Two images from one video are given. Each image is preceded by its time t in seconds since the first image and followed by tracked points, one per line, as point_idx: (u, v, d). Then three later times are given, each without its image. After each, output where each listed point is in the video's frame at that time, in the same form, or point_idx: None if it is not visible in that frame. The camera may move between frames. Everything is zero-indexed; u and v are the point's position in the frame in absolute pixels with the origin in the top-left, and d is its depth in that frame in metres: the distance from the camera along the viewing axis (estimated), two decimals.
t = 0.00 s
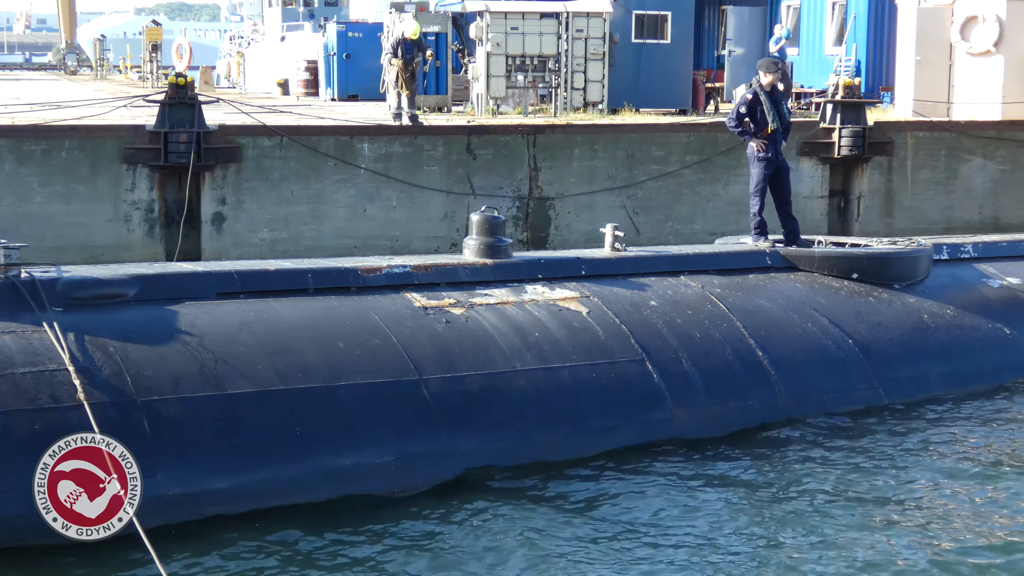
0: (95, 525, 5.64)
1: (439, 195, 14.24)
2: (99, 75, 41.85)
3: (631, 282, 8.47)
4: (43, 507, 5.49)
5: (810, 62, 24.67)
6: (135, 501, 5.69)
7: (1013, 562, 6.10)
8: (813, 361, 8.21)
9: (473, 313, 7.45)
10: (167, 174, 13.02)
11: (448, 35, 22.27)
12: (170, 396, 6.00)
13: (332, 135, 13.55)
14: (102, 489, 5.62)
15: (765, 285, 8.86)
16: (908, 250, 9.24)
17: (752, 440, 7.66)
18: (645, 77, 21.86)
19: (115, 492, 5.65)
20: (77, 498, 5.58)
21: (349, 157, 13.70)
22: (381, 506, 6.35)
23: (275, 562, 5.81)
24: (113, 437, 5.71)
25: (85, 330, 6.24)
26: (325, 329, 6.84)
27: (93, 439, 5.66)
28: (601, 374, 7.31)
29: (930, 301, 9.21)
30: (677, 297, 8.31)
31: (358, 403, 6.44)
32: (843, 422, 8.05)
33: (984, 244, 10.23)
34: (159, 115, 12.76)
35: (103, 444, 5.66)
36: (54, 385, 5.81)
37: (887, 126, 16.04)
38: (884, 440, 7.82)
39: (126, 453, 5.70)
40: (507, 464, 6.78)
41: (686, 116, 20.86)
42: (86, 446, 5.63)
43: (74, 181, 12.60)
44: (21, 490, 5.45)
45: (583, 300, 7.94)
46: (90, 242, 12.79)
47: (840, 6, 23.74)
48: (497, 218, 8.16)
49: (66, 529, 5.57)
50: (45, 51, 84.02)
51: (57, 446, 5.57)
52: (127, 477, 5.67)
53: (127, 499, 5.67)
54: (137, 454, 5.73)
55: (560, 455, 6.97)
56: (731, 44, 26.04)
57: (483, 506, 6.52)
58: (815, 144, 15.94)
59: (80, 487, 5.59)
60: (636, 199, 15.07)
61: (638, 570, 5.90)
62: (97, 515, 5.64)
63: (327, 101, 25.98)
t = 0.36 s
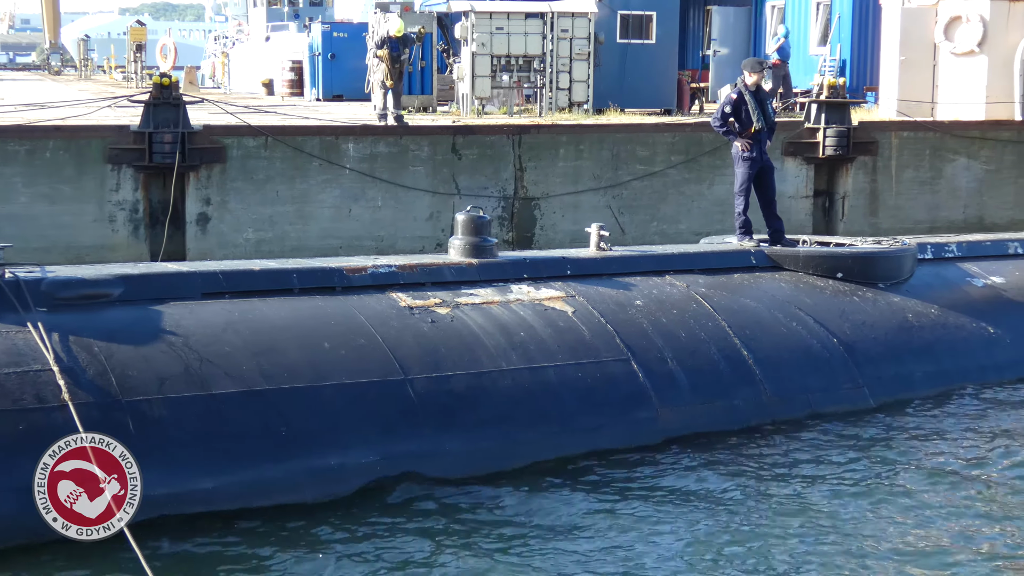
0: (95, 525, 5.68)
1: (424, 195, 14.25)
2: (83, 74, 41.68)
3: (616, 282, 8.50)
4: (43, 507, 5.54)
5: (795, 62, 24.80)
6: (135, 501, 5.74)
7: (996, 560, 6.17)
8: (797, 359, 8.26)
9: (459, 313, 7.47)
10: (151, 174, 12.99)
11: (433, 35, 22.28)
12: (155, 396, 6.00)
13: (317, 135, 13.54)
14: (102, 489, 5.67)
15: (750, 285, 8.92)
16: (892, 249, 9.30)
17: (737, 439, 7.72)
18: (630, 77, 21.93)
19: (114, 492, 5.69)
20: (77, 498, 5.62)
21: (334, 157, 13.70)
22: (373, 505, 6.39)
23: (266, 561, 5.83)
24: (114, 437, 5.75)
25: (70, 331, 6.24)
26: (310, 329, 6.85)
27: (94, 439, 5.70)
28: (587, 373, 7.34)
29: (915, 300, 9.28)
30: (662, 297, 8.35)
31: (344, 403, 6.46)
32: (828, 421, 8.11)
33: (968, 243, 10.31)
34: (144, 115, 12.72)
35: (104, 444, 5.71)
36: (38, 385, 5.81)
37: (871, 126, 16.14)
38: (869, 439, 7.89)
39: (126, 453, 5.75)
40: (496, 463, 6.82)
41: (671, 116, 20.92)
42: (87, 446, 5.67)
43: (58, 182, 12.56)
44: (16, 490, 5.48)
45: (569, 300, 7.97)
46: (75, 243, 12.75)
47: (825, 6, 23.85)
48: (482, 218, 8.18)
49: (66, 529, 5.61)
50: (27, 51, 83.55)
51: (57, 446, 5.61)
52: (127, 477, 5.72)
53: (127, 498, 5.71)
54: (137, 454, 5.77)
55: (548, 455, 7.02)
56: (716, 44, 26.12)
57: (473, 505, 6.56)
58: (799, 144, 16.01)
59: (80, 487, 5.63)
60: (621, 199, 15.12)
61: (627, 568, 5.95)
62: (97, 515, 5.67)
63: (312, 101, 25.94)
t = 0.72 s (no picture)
0: (96, 525, 5.71)
1: (409, 195, 14.26)
2: (66, 74, 41.48)
3: (602, 281, 8.53)
4: (43, 507, 5.56)
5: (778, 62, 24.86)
6: (135, 501, 5.77)
7: (982, 555, 6.23)
8: (782, 358, 8.31)
9: (444, 313, 7.49)
10: (136, 175, 12.95)
11: (418, 35, 22.27)
12: (140, 396, 6.00)
13: (302, 135, 13.53)
14: (102, 489, 5.69)
15: (735, 284, 8.97)
16: (877, 248, 9.36)
17: (724, 439, 7.77)
18: (616, 77, 21.97)
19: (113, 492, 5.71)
20: (77, 498, 5.64)
21: (319, 157, 13.69)
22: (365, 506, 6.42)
23: (259, 563, 5.85)
24: (114, 437, 5.79)
25: (54, 331, 6.23)
26: (296, 329, 6.86)
27: (94, 439, 5.74)
28: (572, 373, 7.37)
29: (899, 300, 9.34)
30: (648, 296, 8.39)
31: (330, 403, 6.46)
32: (813, 420, 8.17)
33: (952, 243, 10.39)
34: (128, 115, 12.67)
35: (104, 444, 5.74)
36: (23, 386, 5.80)
37: (856, 126, 16.23)
38: (855, 438, 7.95)
39: (126, 453, 5.78)
40: (486, 463, 6.86)
41: (657, 116, 20.98)
42: (87, 446, 5.70)
43: (43, 182, 12.51)
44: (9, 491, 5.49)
45: (554, 300, 8.00)
46: (59, 243, 12.71)
47: (809, 6, 23.97)
48: (468, 218, 8.20)
49: (66, 529, 5.64)
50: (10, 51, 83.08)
51: (57, 446, 5.63)
52: (127, 477, 5.75)
53: (127, 499, 5.75)
54: (137, 454, 5.80)
55: (537, 454, 7.06)
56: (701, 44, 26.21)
57: (465, 506, 6.59)
58: (784, 144, 16.08)
59: (80, 487, 5.66)
60: (606, 199, 15.16)
61: (618, 567, 5.99)
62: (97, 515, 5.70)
63: (297, 101, 25.89)
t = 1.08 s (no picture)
0: (96, 526, 5.74)
1: (395, 195, 14.27)
2: (51, 75, 41.26)
3: (588, 281, 8.57)
4: (43, 507, 5.59)
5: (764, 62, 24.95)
6: (135, 501, 5.81)
7: (966, 551, 6.30)
8: (767, 357, 8.36)
9: (431, 313, 7.51)
10: (121, 175, 12.92)
11: (404, 35, 22.28)
12: (126, 396, 6.00)
13: (288, 135, 13.52)
14: (102, 489, 5.73)
15: (720, 284, 9.02)
16: (862, 247, 9.42)
17: (711, 438, 7.82)
18: (601, 77, 22.03)
19: (111, 492, 5.75)
20: (77, 498, 5.68)
21: (305, 157, 13.69)
22: (356, 505, 6.45)
23: (252, 562, 5.88)
24: (114, 437, 5.82)
25: (38, 332, 6.23)
26: (282, 329, 6.87)
27: (94, 439, 5.77)
28: (559, 372, 7.40)
29: (884, 299, 9.40)
30: (634, 296, 8.43)
31: (316, 403, 6.47)
32: (799, 419, 8.23)
33: (937, 242, 10.47)
34: (113, 116, 12.65)
35: (104, 444, 5.77)
36: (8, 386, 5.80)
37: (841, 126, 16.32)
38: (841, 436, 8.01)
39: (126, 453, 5.81)
40: (475, 462, 6.89)
41: (642, 116, 21.03)
42: (87, 446, 5.74)
43: (27, 183, 12.47)
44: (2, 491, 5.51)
45: (540, 300, 8.03)
46: (44, 244, 12.67)
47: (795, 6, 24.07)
48: (454, 218, 8.23)
49: (66, 529, 5.67)
50: None
51: (57, 447, 5.67)
52: (127, 477, 5.79)
53: (127, 499, 5.79)
54: (136, 453, 5.84)
55: (526, 453, 7.09)
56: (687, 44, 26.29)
57: (456, 505, 6.63)
58: (770, 144, 16.15)
59: (80, 487, 5.69)
60: (592, 199, 15.20)
61: (609, 564, 6.03)
62: (97, 515, 5.73)
63: (282, 101, 25.86)
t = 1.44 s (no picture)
0: (96, 525, 5.78)
1: (382, 195, 14.27)
2: (36, 75, 41.07)
3: (575, 281, 8.60)
4: (43, 507, 5.62)
5: (750, 62, 25.03)
6: (135, 501, 5.84)
7: (952, 548, 6.34)
8: (754, 356, 8.40)
9: (418, 312, 7.53)
10: (107, 176, 12.88)
11: (390, 35, 22.28)
12: (112, 397, 5.99)
13: (274, 136, 13.52)
14: (102, 489, 5.76)
15: (707, 283, 9.06)
16: (848, 247, 9.47)
17: (699, 437, 7.85)
18: (588, 77, 22.06)
19: (112, 492, 5.78)
20: (77, 498, 5.71)
21: (291, 157, 13.68)
22: (344, 504, 6.46)
23: (248, 560, 5.90)
24: (114, 437, 5.85)
25: (24, 332, 6.22)
26: (269, 329, 6.87)
27: (94, 439, 5.79)
28: (546, 372, 7.42)
29: (870, 298, 9.46)
30: (621, 296, 8.46)
31: (303, 403, 6.47)
32: (785, 418, 8.27)
33: (923, 242, 10.54)
34: (99, 116, 12.61)
35: (104, 444, 5.80)
36: None
37: (826, 126, 16.40)
38: (828, 435, 8.07)
39: (126, 453, 5.84)
40: (465, 461, 6.92)
41: (629, 116, 21.08)
42: (86, 446, 5.76)
43: (13, 184, 12.43)
44: None
45: (527, 299, 8.05)
46: (29, 245, 12.62)
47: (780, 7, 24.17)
48: (441, 218, 8.25)
49: (66, 529, 5.70)
50: None
51: (57, 446, 5.69)
52: (127, 477, 5.82)
53: (127, 499, 5.82)
54: (136, 453, 5.87)
55: (516, 452, 7.12)
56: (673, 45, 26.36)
57: (446, 503, 6.64)
58: (756, 144, 16.21)
59: (80, 487, 5.72)
60: (579, 199, 15.23)
61: (601, 561, 6.07)
62: (97, 515, 5.76)
63: (268, 101, 25.81)
